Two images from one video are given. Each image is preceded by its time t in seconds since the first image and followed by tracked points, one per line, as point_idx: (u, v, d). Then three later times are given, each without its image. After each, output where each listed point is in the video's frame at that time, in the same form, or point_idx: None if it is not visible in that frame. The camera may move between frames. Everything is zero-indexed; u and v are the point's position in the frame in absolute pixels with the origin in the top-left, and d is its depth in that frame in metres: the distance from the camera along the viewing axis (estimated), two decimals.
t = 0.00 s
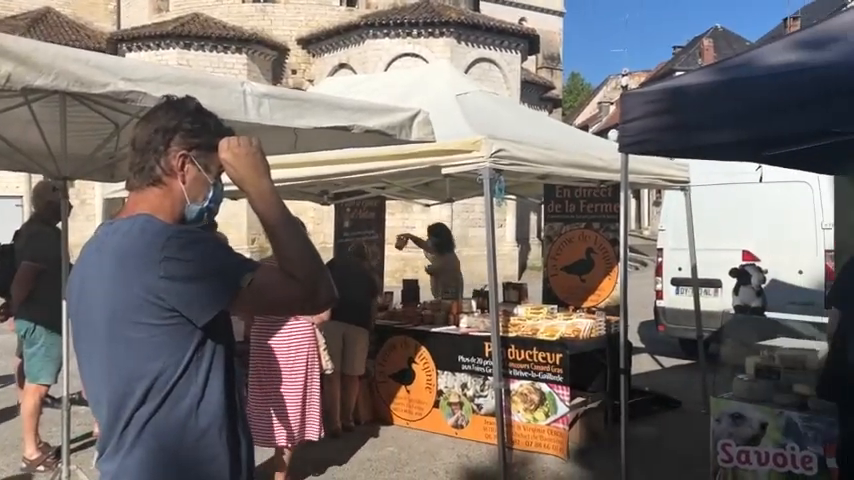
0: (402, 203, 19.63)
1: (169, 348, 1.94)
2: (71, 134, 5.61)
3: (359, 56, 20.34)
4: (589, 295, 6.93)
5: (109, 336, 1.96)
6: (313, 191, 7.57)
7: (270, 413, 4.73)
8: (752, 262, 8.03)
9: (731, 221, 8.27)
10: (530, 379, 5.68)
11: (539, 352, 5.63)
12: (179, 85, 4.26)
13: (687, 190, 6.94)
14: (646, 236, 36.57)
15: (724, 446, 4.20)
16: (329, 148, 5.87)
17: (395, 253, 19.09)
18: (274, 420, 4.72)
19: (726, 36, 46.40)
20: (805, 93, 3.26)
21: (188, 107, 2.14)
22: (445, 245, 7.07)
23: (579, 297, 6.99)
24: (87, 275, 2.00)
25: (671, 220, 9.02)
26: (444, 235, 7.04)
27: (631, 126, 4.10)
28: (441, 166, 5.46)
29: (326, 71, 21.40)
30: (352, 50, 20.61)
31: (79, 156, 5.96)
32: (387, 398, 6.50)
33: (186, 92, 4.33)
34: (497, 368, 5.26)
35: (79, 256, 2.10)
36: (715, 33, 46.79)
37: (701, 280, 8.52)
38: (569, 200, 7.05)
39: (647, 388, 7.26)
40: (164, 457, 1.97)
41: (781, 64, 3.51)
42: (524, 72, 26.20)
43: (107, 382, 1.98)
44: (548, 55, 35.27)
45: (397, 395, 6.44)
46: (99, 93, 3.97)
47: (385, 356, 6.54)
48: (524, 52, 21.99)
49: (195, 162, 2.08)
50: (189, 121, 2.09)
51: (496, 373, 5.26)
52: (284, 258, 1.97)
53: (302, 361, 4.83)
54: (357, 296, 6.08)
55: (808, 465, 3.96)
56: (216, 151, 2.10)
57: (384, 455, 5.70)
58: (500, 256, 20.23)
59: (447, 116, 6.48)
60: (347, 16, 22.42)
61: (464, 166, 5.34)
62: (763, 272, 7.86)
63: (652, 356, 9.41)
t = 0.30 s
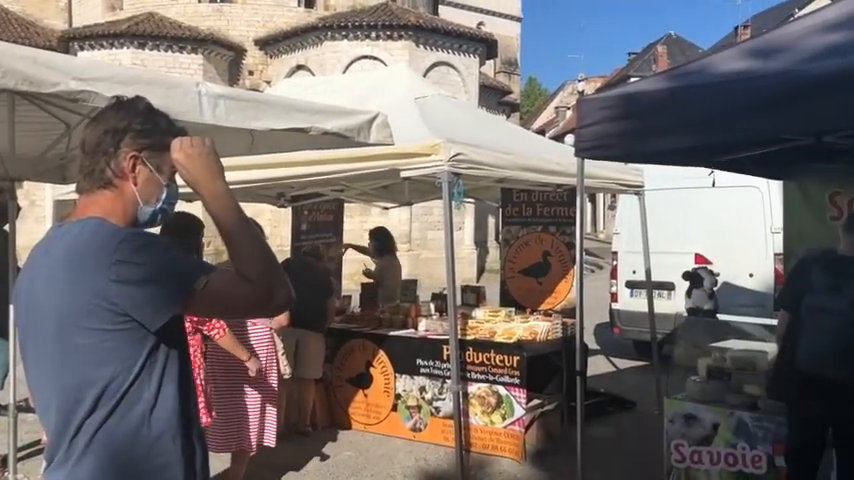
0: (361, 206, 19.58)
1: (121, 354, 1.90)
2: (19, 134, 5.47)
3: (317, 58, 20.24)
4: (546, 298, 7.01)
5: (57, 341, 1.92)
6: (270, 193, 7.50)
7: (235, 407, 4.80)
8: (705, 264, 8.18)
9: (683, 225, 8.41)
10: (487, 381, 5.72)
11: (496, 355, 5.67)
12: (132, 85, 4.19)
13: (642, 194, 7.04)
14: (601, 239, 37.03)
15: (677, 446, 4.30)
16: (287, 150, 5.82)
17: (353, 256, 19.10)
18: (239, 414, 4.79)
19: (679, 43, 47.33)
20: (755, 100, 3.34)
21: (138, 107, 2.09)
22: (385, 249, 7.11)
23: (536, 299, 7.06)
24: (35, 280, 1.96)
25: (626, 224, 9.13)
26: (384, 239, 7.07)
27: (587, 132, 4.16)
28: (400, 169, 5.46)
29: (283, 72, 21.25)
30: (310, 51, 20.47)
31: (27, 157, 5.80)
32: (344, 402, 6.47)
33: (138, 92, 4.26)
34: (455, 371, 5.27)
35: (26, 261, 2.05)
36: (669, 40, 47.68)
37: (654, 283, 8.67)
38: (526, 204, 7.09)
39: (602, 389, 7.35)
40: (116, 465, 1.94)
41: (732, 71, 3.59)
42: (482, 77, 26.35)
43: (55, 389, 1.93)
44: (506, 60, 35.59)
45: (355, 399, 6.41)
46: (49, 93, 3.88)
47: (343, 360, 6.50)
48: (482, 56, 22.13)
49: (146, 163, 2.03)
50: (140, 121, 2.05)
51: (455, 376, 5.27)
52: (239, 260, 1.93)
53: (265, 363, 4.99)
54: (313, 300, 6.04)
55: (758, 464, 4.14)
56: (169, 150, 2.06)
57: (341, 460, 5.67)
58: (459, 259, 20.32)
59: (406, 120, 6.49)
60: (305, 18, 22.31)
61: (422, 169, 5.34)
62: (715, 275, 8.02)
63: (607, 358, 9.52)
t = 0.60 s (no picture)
0: (324, 209, 19.51)
1: (81, 360, 1.87)
2: None
3: (280, 61, 20.11)
4: (508, 301, 7.05)
5: (14, 348, 1.88)
6: (233, 196, 7.45)
7: (206, 413, 4.76)
8: (664, 268, 8.31)
9: (644, 229, 8.53)
10: (452, 385, 5.72)
11: (460, 358, 5.68)
12: (91, 86, 4.11)
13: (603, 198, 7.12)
14: (564, 243, 37.39)
15: (638, 448, 4.40)
16: (249, 153, 5.78)
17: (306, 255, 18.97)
18: (206, 423, 4.74)
19: (639, 49, 48.05)
20: (715, 105, 3.39)
21: (92, 108, 2.04)
22: (322, 254, 7.58)
23: (500, 303, 7.10)
24: None
25: (588, 228, 9.22)
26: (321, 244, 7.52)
27: (550, 136, 4.18)
28: (363, 173, 5.46)
29: (246, 74, 21.10)
30: (273, 53, 20.34)
31: None
32: (308, 407, 6.43)
33: (97, 94, 4.18)
34: (419, 375, 5.27)
35: None
36: (630, 46, 48.36)
37: (615, 286, 8.78)
38: (490, 208, 7.13)
39: (565, 392, 7.41)
40: (76, 472, 1.90)
41: (692, 78, 3.65)
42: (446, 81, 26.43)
43: (12, 396, 1.90)
44: (470, 64, 35.73)
45: (318, 404, 6.37)
46: (4, 93, 3.78)
47: (306, 365, 6.46)
48: (446, 61, 22.21)
49: (103, 165, 1.98)
50: (94, 122, 1.99)
51: (419, 380, 5.27)
52: (202, 261, 1.89)
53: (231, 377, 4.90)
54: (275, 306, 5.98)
55: (717, 464, 4.21)
56: (125, 151, 2.00)
57: (305, 465, 5.63)
58: (424, 262, 20.37)
59: (370, 123, 6.49)
60: (268, 20, 22.18)
61: (386, 173, 5.35)
62: (674, 278, 8.14)
63: (570, 361, 9.61)
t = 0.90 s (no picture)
0: (294, 214, 19.43)
1: (48, 367, 1.86)
2: None
3: (248, 64, 19.98)
4: (479, 305, 7.08)
5: None
6: (201, 200, 7.39)
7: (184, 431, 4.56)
8: (632, 272, 8.41)
9: (612, 233, 8.62)
10: (423, 389, 5.73)
11: (431, 363, 5.69)
12: (58, 90, 4.06)
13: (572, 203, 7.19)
14: (533, 246, 37.61)
15: (607, 450, 4.46)
16: (218, 158, 5.75)
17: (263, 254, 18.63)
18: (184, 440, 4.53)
19: (607, 55, 48.52)
20: (684, 111, 3.45)
21: (55, 112, 2.01)
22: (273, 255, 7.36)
23: (470, 307, 7.12)
24: None
25: (557, 232, 9.29)
26: (268, 241, 7.30)
27: (519, 142, 4.21)
28: (334, 178, 5.46)
29: (214, 77, 20.95)
30: (242, 57, 20.22)
31: None
32: (278, 413, 6.40)
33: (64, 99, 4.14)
34: (390, 380, 5.27)
35: None
36: (598, 51, 48.82)
37: (585, 289, 8.86)
38: (460, 212, 7.16)
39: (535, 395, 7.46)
40: None
41: (658, 84, 3.70)
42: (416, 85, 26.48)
43: None
44: (440, 69, 35.84)
45: (288, 409, 6.34)
46: None
47: (275, 370, 6.43)
48: (416, 65, 22.25)
49: (67, 169, 1.95)
50: (57, 127, 1.97)
51: (390, 385, 5.27)
52: (168, 265, 1.83)
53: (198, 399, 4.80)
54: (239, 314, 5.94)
55: (684, 465, 4.28)
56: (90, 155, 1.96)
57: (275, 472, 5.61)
58: (394, 266, 20.38)
59: (340, 127, 6.49)
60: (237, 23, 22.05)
61: (357, 178, 5.35)
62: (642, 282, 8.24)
63: (539, 364, 9.68)
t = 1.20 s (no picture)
0: (262, 218, 19.33)
1: (13, 373, 1.85)
2: None
3: (216, 67, 19.84)
4: (449, 309, 7.11)
5: None
6: (168, 205, 7.34)
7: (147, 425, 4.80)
8: (599, 275, 8.51)
9: (580, 237, 8.71)
10: (393, 393, 5.74)
11: (401, 367, 5.70)
12: (24, 94, 4.02)
13: (540, 208, 7.26)
14: (502, 251, 37.72)
15: (575, 452, 4.50)
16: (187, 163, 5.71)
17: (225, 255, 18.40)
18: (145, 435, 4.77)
19: (575, 61, 48.94)
20: (650, 117, 3.50)
21: (20, 117, 1.98)
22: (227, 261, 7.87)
23: (440, 311, 7.15)
24: None
25: (526, 236, 9.35)
26: (220, 249, 7.87)
27: (487, 147, 4.24)
28: (303, 182, 5.45)
29: (181, 80, 20.77)
30: (209, 60, 20.06)
31: None
32: (245, 419, 6.35)
33: (29, 102, 4.09)
34: (361, 384, 5.27)
35: None
36: (566, 57, 49.20)
37: (553, 293, 8.94)
38: (430, 217, 7.19)
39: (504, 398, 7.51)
40: None
41: (624, 91, 3.77)
42: (385, 89, 26.47)
43: None
44: (409, 73, 35.86)
45: (257, 415, 6.30)
46: None
47: (244, 376, 6.38)
48: (385, 69, 22.25)
49: (33, 174, 1.92)
50: (23, 131, 1.94)
51: (359, 389, 5.27)
52: (133, 271, 1.81)
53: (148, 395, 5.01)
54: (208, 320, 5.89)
55: (650, 466, 4.33)
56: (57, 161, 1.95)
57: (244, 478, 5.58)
58: (364, 271, 20.35)
59: (309, 132, 6.49)
60: (205, 26, 21.89)
61: (327, 183, 5.35)
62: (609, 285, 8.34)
63: (508, 367, 9.74)
